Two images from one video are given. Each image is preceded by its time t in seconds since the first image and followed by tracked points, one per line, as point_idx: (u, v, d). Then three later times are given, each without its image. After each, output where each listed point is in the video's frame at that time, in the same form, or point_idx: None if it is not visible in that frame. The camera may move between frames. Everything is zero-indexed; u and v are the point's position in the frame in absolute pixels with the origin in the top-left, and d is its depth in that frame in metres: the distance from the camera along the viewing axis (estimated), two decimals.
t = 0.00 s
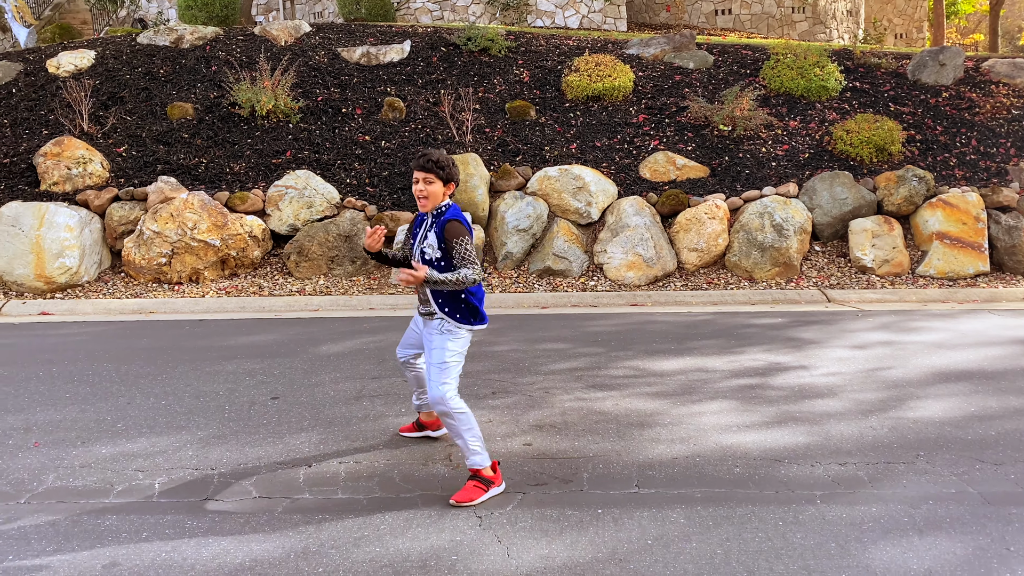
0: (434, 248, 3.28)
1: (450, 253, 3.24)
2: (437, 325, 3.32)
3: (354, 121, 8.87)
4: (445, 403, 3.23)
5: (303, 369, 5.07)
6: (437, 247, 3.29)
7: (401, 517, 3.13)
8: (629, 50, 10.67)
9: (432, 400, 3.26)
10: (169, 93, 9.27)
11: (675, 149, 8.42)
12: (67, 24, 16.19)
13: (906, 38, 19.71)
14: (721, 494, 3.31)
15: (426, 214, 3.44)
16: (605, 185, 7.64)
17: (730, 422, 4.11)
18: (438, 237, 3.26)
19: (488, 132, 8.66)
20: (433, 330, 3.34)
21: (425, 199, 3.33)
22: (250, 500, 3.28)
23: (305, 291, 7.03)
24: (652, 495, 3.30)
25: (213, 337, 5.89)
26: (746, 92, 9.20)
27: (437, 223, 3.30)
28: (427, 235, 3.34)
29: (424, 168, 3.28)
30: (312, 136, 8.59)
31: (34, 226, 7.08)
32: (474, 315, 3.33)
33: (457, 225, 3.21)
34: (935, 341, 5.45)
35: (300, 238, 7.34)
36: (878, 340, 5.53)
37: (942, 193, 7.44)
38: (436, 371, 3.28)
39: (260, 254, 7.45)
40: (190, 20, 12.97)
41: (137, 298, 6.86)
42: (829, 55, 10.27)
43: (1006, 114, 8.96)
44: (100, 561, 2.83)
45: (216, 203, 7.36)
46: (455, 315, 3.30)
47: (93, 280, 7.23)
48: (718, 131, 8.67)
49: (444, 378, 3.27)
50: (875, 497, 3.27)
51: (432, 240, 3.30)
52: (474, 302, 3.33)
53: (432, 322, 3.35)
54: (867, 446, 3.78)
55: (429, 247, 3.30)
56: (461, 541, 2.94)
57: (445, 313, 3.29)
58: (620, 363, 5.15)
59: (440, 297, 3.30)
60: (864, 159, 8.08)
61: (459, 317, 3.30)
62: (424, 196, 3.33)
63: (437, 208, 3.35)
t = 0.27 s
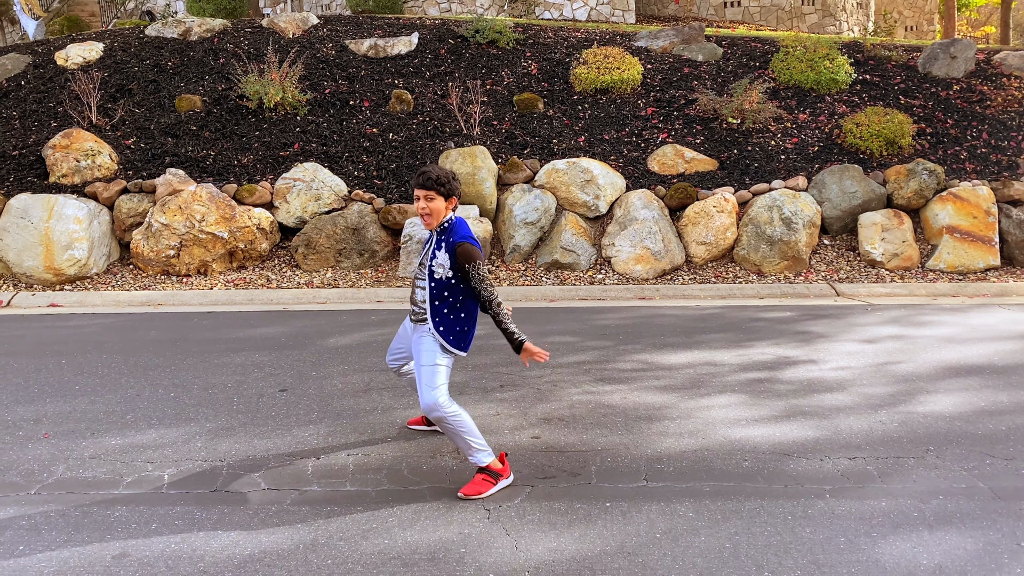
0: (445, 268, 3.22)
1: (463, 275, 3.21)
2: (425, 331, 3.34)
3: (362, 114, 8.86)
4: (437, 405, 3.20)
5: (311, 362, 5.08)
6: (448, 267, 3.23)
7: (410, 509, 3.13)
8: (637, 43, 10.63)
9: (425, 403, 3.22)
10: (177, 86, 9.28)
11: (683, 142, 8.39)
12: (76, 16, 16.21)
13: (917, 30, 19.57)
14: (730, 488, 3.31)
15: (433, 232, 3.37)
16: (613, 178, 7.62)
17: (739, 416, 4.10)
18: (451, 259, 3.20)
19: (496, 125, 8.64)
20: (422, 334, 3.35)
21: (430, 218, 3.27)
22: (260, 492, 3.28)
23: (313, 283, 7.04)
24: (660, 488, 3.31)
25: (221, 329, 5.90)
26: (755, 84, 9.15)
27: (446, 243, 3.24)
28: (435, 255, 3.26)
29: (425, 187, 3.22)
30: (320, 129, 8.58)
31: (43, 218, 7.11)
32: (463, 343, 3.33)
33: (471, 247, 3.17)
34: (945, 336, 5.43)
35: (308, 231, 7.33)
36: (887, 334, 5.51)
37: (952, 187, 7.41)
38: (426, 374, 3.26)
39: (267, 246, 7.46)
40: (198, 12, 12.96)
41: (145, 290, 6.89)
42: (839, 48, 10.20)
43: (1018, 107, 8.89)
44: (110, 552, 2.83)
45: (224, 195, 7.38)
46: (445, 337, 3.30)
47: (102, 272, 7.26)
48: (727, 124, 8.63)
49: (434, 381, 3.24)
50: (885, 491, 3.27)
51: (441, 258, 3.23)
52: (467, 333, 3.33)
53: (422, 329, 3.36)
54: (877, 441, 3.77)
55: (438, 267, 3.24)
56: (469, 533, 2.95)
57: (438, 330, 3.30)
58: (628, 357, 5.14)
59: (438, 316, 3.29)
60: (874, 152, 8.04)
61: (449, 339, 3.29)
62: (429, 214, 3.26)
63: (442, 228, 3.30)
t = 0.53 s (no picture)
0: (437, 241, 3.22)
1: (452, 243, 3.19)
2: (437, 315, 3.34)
3: (368, 108, 8.85)
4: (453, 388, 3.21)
5: (317, 357, 5.09)
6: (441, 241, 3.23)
7: (415, 503, 3.12)
8: (644, 38, 10.60)
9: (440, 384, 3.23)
10: (183, 80, 9.28)
11: (689, 137, 8.36)
12: (82, 11, 16.21)
13: (924, 26, 19.47)
14: (736, 484, 3.31)
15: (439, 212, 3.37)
16: (619, 174, 7.61)
17: (745, 413, 4.10)
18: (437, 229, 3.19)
19: (502, 120, 8.62)
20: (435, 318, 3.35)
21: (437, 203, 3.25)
22: (265, 487, 3.24)
23: (319, 278, 7.06)
24: (666, 484, 3.31)
25: (226, 324, 5.90)
26: (762, 79, 9.12)
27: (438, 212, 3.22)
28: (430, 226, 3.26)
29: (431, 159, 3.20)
30: (325, 124, 8.58)
31: (49, 211, 7.12)
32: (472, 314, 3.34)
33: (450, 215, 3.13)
34: (952, 333, 5.41)
35: (314, 225, 7.36)
36: (894, 331, 5.49)
37: (958, 183, 7.39)
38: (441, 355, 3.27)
39: (273, 241, 7.47)
40: (204, 6, 12.96)
41: (151, 284, 6.91)
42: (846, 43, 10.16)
43: None
44: (116, 545, 2.78)
45: (230, 189, 7.39)
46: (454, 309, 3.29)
47: (108, 266, 7.27)
48: (734, 119, 8.61)
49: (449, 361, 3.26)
50: (891, 489, 3.27)
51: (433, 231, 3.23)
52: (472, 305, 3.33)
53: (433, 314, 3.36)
54: (883, 438, 3.77)
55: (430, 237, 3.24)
56: (475, 528, 2.93)
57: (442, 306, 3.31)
58: (634, 353, 5.13)
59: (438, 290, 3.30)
60: (881, 148, 8.01)
61: (454, 314, 3.29)
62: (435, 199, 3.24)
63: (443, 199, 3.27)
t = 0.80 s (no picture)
0: (441, 187, 3.34)
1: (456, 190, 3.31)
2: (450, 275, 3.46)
3: (372, 106, 8.86)
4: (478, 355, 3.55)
5: (322, 354, 5.10)
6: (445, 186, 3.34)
7: (420, 501, 3.13)
8: (648, 36, 10.59)
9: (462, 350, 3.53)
10: (188, 77, 9.29)
11: (694, 136, 8.36)
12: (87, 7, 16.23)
13: (930, 25, 19.42)
14: (740, 483, 3.31)
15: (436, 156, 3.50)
16: (623, 172, 7.60)
17: (749, 412, 4.10)
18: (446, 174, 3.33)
19: (506, 118, 8.62)
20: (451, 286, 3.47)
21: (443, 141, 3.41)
22: (270, 484, 3.25)
23: (323, 275, 7.07)
24: (670, 484, 3.31)
25: (230, 321, 5.91)
26: (767, 78, 9.10)
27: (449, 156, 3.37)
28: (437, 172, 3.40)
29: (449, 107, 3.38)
30: (330, 121, 8.58)
31: (54, 208, 7.14)
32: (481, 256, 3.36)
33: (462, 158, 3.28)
34: (956, 332, 5.41)
35: (318, 223, 7.36)
36: (898, 330, 5.49)
37: (964, 182, 7.37)
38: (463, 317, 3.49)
39: (277, 238, 7.48)
40: (209, 3, 12.98)
41: (156, 281, 6.93)
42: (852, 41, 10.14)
43: None
44: (122, 541, 2.79)
45: (234, 186, 7.40)
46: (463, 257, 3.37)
47: (112, 263, 7.29)
48: (738, 118, 8.61)
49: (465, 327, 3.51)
50: (895, 489, 3.27)
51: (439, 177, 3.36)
52: (481, 247, 3.35)
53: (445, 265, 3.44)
54: (887, 437, 3.77)
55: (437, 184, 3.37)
56: (480, 527, 2.94)
57: (455, 257, 3.39)
58: (638, 351, 5.14)
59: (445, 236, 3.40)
60: (885, 147, 8.00)
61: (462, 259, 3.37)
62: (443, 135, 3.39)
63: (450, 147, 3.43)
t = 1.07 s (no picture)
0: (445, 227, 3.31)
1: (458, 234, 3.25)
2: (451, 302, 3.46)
3: (376, 106, 8.87)
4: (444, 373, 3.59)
5: (326, 354, 5.11)
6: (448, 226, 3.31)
7: (424, 502, 3.13)
8: (653, 36, 10.58)
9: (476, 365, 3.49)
10: (193, 77, 9.31)
11: (698, 136, 8.35)
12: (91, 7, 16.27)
13: (934, 25, 19.38)
14: (744, 485, 3.31)
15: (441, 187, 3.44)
16: (627, 172, 7.60)
17: (753, 413, 4.10)
18: (448, 217, 3.26)
19: (510, 119, 8.62)
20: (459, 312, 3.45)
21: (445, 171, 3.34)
22: (273, 484, 3.25)
23: (327, 275, 7.08)
24: (674, 485, 3.31)
25: (234, 321, 5.92)
26: (771, 79, 9.09)
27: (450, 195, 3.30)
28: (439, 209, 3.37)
29: (449, 140, 3.29)
30: (334, 121, 8.59)
31: (59, 208, 7.16)
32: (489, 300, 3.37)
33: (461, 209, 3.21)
34: (961, 334, 5.40)
35: (322, 223, 7.37)
36: (903, 332, 5.48)
37: (969, 184, 7.36)
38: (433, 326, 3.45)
39: (281, 238, 7.50)
40: (214, 3, 13.00)
41: (160, 281, 6.94)
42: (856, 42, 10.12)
43: None
44: (127, 540, 2.80)
45: (238, 186, 7.42)
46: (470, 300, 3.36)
47: (117, 262, 7.30)
48: (743, 119, 8.60)
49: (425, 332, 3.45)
50: (900, 490, 3.26)
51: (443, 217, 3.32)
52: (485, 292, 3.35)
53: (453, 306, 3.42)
54: (892, 439, 3.76)
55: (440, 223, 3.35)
56: (484, 527, 2.94)
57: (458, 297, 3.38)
58: (642, 352, 5.14)
59: (453, 278, 3.37)
60: (890, 148, 7.98)
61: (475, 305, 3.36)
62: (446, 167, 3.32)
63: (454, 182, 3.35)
